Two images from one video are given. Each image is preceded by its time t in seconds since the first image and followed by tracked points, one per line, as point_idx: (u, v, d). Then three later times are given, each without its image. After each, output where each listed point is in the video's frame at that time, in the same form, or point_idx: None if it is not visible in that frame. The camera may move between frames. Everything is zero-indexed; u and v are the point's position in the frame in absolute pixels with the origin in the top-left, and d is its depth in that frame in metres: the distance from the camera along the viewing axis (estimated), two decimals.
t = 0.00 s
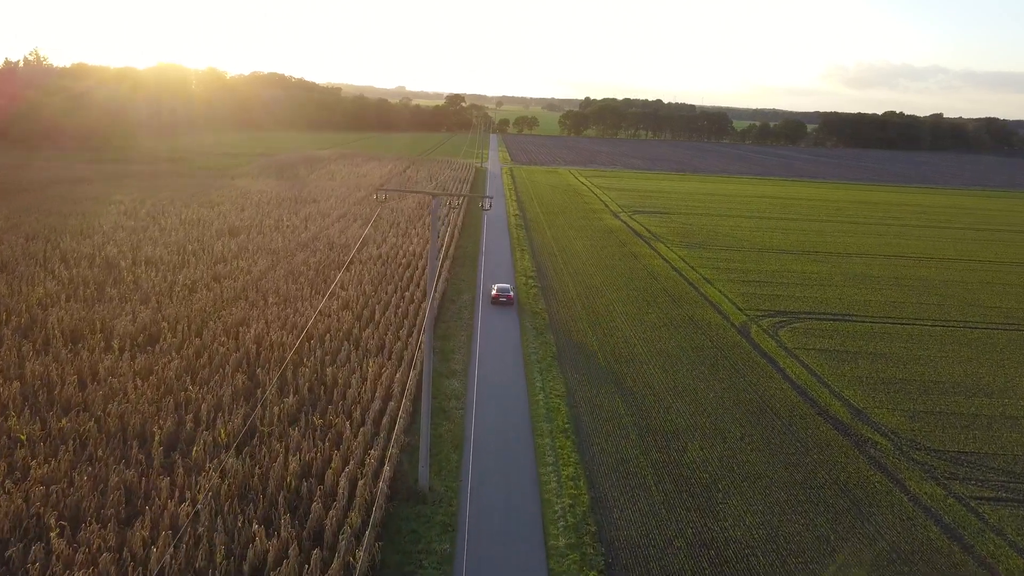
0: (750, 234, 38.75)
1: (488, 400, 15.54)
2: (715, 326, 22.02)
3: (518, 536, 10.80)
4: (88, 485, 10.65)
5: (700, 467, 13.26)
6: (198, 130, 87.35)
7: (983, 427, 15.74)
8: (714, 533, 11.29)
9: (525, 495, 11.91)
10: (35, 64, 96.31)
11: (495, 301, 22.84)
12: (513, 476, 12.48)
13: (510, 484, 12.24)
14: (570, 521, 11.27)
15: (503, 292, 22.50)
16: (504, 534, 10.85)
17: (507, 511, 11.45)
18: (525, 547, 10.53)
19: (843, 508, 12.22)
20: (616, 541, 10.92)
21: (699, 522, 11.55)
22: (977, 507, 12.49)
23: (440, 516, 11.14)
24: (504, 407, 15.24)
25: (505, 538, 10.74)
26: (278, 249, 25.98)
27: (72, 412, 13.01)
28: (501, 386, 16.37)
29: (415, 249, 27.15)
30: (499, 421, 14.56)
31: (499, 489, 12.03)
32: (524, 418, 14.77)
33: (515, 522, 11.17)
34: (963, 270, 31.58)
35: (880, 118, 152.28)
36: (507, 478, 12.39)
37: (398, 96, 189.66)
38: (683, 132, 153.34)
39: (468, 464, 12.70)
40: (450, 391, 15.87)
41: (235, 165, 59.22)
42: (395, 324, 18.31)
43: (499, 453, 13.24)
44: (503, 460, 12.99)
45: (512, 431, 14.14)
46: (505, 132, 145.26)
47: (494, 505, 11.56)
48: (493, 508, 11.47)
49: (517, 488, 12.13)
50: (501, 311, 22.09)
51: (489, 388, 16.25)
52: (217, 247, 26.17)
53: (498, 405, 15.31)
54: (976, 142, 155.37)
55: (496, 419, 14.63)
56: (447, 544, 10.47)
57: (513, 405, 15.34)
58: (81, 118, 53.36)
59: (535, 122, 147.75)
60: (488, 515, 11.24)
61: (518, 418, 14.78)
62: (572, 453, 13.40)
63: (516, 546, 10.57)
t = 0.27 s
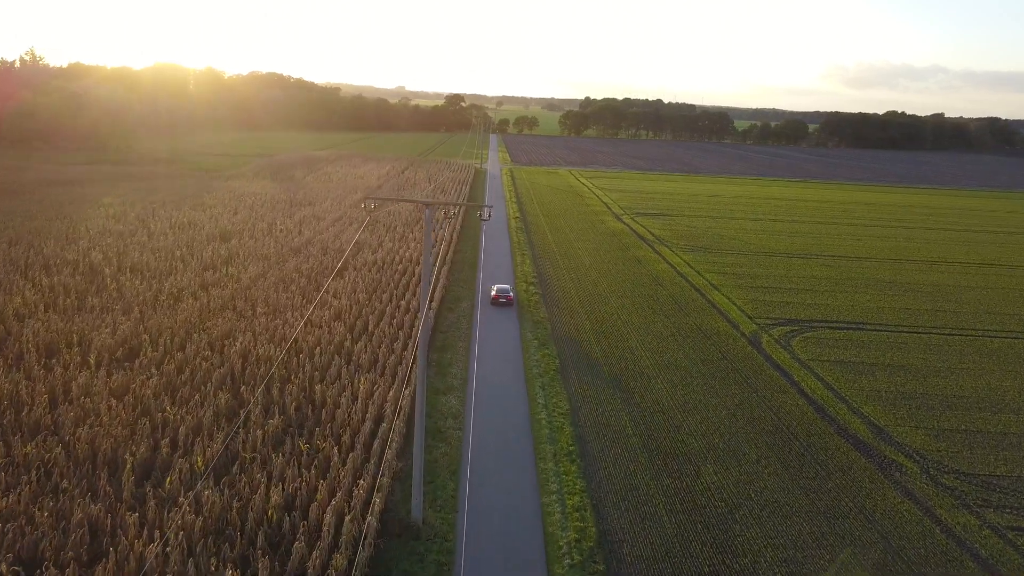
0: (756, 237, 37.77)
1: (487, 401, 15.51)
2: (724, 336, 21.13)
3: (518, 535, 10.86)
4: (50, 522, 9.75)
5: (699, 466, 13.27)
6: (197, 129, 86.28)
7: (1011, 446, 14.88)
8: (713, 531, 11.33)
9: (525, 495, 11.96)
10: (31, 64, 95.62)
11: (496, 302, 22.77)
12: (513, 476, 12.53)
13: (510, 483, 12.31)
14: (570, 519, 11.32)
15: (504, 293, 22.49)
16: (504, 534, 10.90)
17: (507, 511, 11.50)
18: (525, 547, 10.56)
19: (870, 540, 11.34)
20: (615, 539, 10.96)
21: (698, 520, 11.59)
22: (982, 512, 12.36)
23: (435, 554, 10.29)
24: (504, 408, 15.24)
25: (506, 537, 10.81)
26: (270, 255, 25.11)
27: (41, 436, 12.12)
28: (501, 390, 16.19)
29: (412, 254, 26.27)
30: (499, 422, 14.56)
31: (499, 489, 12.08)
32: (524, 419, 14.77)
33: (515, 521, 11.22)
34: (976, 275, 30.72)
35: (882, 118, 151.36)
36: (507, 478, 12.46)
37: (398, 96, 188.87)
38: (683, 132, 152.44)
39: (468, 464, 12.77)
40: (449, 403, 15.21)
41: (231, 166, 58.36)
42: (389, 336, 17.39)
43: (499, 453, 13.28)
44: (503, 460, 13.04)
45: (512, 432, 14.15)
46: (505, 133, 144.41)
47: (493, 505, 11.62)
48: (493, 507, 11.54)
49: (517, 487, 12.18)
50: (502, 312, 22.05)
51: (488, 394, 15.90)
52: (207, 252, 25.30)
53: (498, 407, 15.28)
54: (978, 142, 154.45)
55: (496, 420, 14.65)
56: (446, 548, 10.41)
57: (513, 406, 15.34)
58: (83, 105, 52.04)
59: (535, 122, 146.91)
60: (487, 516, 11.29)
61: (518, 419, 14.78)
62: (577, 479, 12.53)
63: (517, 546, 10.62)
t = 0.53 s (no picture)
0: (763, 240, 36.83)
1: (487, 401, 15.41)
2: (733, 346, 20.21)
3: (518, 535, 10.83)
4: None
5: (700, 465, 13.21)
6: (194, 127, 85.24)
7: None
8: (712, 530, 11.30)
9: (525, 494, 11.92)
10: (28, 62, 94.76)
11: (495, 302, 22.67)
12: (513, 475, 12.49)
13: (511, 482, 12.28)
14: (569, 519, 11.30)
15: (503, 292, 22.37)
16: (503, 533, 10.86)
17: (507, 510, 11.46)
18: (525, 549, 10.48)
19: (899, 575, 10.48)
20: (615, 538, 10.92)
21: (698, 518, 11.56)
22: (985, 513, 12.28)
23: None
24: (504, 408, 15.15)
25: (506, 537, 10.77)
26: (260, 259, 24.21)
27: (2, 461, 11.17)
28: (500, 391, 16.03)
29: (408, 259, 25.38)
30: (498, 421, 14.50)
31: (499, 489, 12.05)
32: (525, 419, 14.69)
33: (514, 521, 11.18)
34: (990, 280, 29.84)
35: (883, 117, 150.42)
36: (507, 477, 12.42)
37: (397, 96, 187.86)
38: (684, 132, 151.52)
39: (468, 463, 12.76)
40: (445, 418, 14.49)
41: (226, 166, 57.37)
42: (382, 349, 16.42)
43: (499, 453, 13.23)
44: (503, 460, 13.00)
45: (512, 432, 14.08)
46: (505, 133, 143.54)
47: (493, 504, 11.58)
48: (493, 506, 11.52)
49: (517, 486, 12.15)
50: (500, 311, 21.97)
51: (487, 398, 15.62)
52: (196, 257, 24.38)
53: (498, 407, 15.20)
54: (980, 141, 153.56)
55: (496, 420, 14.57)
56: None
57: (513, 406, 15.26)
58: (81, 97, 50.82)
59: (535, 122, 145.94)
60: (486, 515, 11.26)
61: (517, 418, 14.71)
62: (581, 506, 11.67)
63: (516, 545, 10.58)
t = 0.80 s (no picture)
0: (770, 243, 35.80)
1: (485, 402, 15.24)
2: (744, 356, 19.27)
3: (518, 534, 10.75)
4: None
5: (701, 465, 13.08)
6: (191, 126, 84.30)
7: None
8: (714, 530, 11.20)
9: (525, 494, 11.81)
10: (24, 61, 94.05)
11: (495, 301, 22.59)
12: (513, 475, 12.39)
13: (511, 482, 12.17)
14: (570, 519, 11.19)
15: (501, 292, 22.27)
16: (503, 533, 10.77)
17: (507, 510, 11.35)
18: (525, 550, 10.38)
19: None
20: (616, 538, 10.82)
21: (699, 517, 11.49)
22: (989, 514, 12.15)
23: None
24: (503, 409, 14.99)
25: (506, 537, 10.67)
26: (251, 264, 23.27)
27: None
28: (500, 391, 15.87)
29: (404, 263, 24.44)
30: (498, 422, 14.35)
31: (499, 489, 11.94)
32: (524, 420, 14.53)
33: (514, 521, 11.07)
34: (1005, 284, 28.93)
35: (886, 117, 149.39)
36: (507, 477, 12.30)
37: (396, 95, 186.76)
38: (684, 131, 150.62)
39: (467, 463, 12.66)
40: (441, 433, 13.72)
41: (222, 166, 56.36)
42: (374, 364, 15.44)
43: (499, 453, 13.10)
44: (503, 460, 12.87)
45: (512, 432, 13.94)
46: (504, 132, 142.71)
47: (493, 504, 11.48)
48: (493, 506, 11.43)
49: (517, 486, 12.05)
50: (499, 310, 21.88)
51: (485, 399, 15.39)
52: (184, 262, 23.46)
53: (497, 407, 15.03)
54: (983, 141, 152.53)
55: (496, 420, 14.43)
56: None
57: (512, 407, 15.09)
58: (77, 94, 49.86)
59: (535, 121, 144.84)
60: (486, 515, 11.15)
61: (517, 419, 14.55)
62: (588, 538, 10.78)
63: (516, 546, 10.49)
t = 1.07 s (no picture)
0: (778, 246, 34.76)
1: (484, 401, 15.12)
2: (757, 366, 18.31)
3: (519, 534, 10.72)
4: None
5: (701, 466, 13.01)
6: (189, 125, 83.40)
7: None
8: (714, 529, 11.16)
9: (525, 494, 11.74)
10: (22, 60, 93.23)
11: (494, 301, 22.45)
12: (514, 475, 12.33)
13: (511, 482, 12.12)
14: (570, 519, 11.16)
15: (501, 291, 22.14)
16: (503, 533, 10.73)
17: (507, 510, 11.30)
18: (525, 551, 10.35)
19: None
20: (616, 538, 10.78)
21: (698, 517, 11.46)
22: (993, 516, 12.03)
23: None
24: (502, 409, 14.85)
25: (506, 537, 10.63)
26: (240, 269, 22.37)
27: None
28: (499, 391, 15.72)
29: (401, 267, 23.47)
30: (497, 421, 14.24)
31: (499, 488, 11.90)
32: (523, 420, 14.39)
33: (514, 521, 11.03)
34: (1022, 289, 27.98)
35: (888, 117, 148.34)
36: (508, 477, 12.24)
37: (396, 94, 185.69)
38: (686, 131, 149.61)
39: (467, 461, 12.64)
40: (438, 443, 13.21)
41: (217, 166, 55.34)
42: (363, 380, 14.50)
43: (498, 453, 13.01)
44: (502, 459, 12.80)
45: (511, 432, 13.86)
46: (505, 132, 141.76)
47: (492, 504, 11.44)
48: (492, 505, 11.41)
49: (517, 485, 12.00)
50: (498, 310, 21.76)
51: (484, 400, 15.19)
52: (171, 267, 22.55)
53: (496, 407, 14.90)
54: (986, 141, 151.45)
55: (495, 420, 14.32)
56: None
57: (512, 407, 14.96)
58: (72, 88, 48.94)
59: (535, 121, 143.75)
60: (486, 516, 11.10)
61: (516, 418, 14.44)
62: None
63: (516, 546, 10.45)
